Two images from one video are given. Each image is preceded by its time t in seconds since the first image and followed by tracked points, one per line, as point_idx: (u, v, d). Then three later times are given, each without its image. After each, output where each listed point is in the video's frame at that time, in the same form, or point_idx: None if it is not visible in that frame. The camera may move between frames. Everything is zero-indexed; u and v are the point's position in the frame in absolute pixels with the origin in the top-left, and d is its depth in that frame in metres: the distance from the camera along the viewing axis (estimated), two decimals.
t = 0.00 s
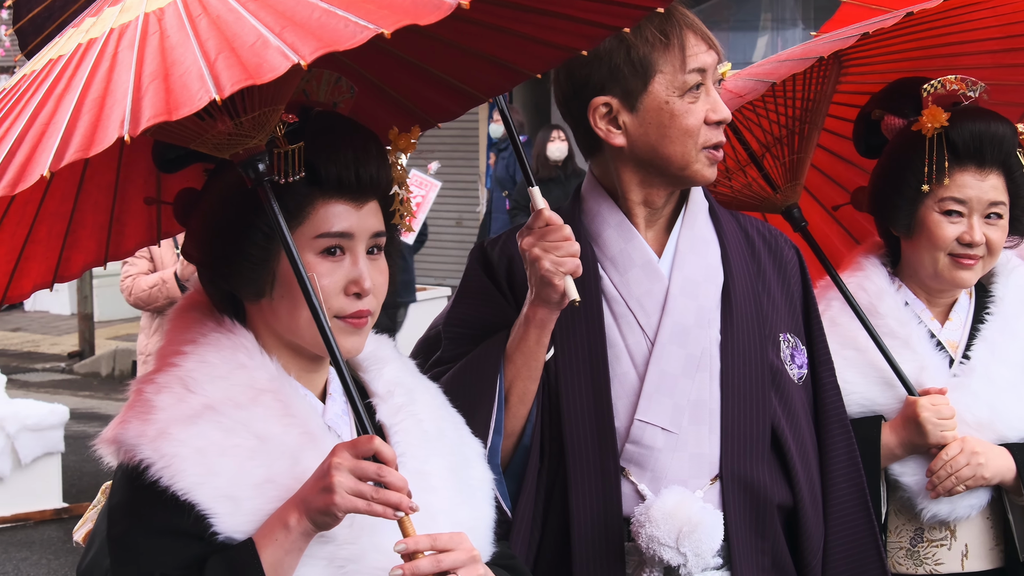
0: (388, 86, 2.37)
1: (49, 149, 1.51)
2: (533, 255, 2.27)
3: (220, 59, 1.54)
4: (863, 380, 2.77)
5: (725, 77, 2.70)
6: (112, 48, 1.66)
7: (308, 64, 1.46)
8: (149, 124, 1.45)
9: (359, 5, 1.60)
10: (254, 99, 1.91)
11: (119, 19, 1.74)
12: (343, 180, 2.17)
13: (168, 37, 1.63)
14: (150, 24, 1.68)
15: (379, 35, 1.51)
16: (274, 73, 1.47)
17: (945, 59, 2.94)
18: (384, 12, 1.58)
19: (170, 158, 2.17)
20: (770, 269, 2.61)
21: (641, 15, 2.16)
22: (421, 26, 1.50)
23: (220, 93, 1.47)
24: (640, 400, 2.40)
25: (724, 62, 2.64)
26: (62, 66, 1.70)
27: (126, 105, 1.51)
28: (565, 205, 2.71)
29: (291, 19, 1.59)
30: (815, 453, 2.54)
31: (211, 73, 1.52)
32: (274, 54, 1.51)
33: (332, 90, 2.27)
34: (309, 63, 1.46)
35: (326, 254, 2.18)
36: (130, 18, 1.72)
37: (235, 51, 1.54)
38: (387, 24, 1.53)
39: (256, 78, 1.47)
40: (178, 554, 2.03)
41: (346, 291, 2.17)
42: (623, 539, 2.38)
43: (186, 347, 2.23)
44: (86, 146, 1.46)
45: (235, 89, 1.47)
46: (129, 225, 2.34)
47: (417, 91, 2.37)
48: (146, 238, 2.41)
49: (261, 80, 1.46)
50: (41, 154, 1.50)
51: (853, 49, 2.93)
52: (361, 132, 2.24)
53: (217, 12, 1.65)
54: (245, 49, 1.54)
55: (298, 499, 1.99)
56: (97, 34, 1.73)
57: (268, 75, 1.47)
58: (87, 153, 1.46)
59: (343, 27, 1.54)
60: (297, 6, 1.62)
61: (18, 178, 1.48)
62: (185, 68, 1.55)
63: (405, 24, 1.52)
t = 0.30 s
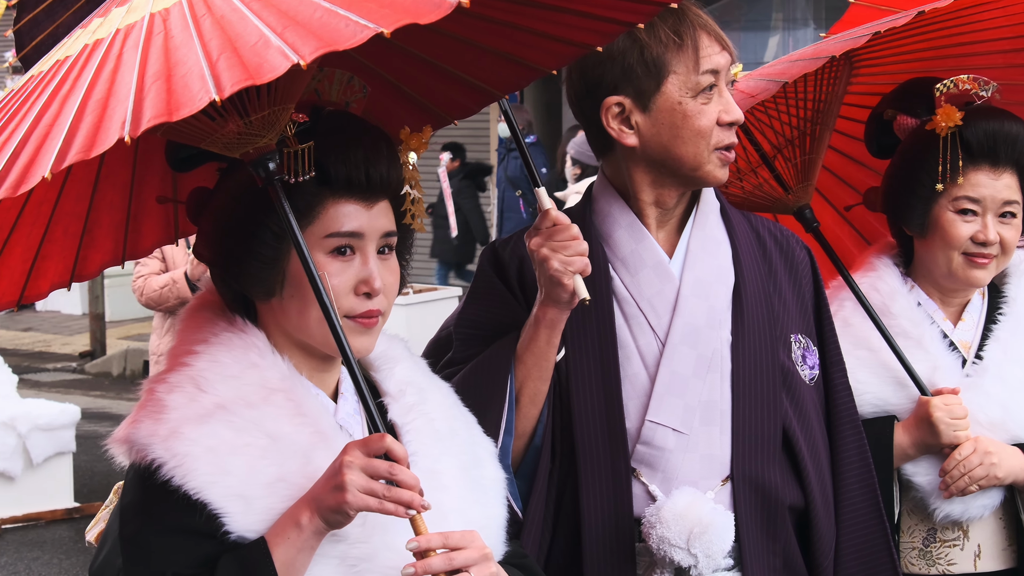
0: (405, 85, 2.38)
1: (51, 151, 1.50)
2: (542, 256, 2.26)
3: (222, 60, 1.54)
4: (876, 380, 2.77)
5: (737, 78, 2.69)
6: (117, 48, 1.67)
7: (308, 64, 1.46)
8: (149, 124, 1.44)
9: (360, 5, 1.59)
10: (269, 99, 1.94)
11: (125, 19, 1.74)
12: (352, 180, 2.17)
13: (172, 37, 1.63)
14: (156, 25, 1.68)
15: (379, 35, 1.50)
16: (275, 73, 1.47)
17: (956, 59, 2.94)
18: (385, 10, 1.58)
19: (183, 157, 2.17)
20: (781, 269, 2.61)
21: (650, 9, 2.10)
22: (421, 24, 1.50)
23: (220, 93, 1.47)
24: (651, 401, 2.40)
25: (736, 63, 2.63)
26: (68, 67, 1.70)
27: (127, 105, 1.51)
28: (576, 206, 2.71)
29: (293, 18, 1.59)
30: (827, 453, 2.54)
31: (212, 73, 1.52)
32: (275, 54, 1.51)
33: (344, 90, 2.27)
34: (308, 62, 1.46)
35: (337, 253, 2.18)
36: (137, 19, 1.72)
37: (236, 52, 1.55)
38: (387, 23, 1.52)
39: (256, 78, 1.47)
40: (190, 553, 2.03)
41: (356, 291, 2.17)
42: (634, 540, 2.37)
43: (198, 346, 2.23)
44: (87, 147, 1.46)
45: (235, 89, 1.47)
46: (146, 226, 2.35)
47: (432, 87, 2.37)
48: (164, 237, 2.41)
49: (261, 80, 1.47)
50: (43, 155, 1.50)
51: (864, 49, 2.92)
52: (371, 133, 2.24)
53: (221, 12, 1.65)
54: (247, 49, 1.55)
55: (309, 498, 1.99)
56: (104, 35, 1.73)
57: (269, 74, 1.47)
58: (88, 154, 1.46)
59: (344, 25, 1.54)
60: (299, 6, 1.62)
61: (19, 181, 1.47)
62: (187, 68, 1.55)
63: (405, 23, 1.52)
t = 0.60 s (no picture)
0: (409, 84, 2.36)
1: (58, 145, 1.50)
2: (551, 256, 2.25)
3: (229, 54, 1.53)
4: (889, 380, 2.75)
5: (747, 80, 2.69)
6: (124, 45, 1.67)
7: (314, 56, 1.46)
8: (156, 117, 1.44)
9: None
10: (273, 98, 1.93)
11: (131, 17, 1.74)
12: (360, 177, 2.17)
13: (179, 33, 1.63)
14: (162, 21, 1.68)
15: (385, 26, 1.51)
16: (282, 65, 1.47)
17: (965, 59, 2.91)
18: (391, 4, 1.59)
19: (191, 158, 2.17)
20: (792, 270, 2.59)
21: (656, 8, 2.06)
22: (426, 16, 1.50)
23: (227, 86, 1.46)
24: (662, 401, 2.39)
25: (745, 64, 2.59)
26: (75, 64, 1.70)
27: (134, 99, 1.51)
28: (585, 206, 2.70)
29: (299, 12, 1.59)
30: (839, 454, 2.52)
31: (219, 67, 1.51)
32: (282, 47, 1.51)
33: (351, 88, 2.27)
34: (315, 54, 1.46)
35: (344, 252, 2.17)
36: (143, 16, 1.72)
37: (243, 46, 1.54)
38: (392, 14, 1.53)
39: (263, 70, 1.47)
40: (199, 553, 2.03)
41: (364, 289, 2.16)
42: (645, 540, 2.36)
43: (206, 346, 2.23)
44: (94, 140, 1.46)
45: (242, 81, 1.47)
46: (153, 228, 2.34)
47: (438, 86, 2.36)
48: (171, 240, 2.40)
49: (268, 73, 1.47)
50: (49, 151, 1.49)
51: (873, 52, 2.91)
52: (377, 131, 2.23)
53: (227, 8, 1.65)
54: (254, 43, 1.55)
55: (318, 497, 1.99)
56: (110, 32, 1.73)
57: (276, 67, 1.47)
58: (95, 148, 1.46)
59: (350, 19, 1.54)
60: None
61: (26, 175, 1.47)
62: (194, 62, 1.54)
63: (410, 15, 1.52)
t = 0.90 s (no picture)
0: (423, 83, 2.36)
1: (63, 145, 1.49)
2: (563, 255, 2.25)
3: (234, 53, 1.53)
4: (900, 379, 2.76)
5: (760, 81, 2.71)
6: (131, 45, 1.66)
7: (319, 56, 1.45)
8: (160, 117, 1.43)
9: None
10: (285, 99, 1.92)
11: (139, 17, 1.74)
12: (370, 176, 2.16)
13: (186, 32, 1.62)
14: (169, 21, 1.67)
15: (390, 25, 1.49)
16: (286, 65, 1.46)
17: (977, 58, 2.91)
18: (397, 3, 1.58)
19: (202, 158, 2.17)
20: (804, 269, 2.59)
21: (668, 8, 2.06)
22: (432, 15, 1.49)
23: (232, 85, 1.46)
24: (674, 401, 2.38)
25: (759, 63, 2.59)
26: (83, 65, 1.70)
27: (139, 99, 1.50)
28: (596, 206, 2.70)
29: (305, 12, 1.58)
30: (850, 453, 2.52)
31: (224, 66, 1.51)
32: (286, 46, 1.50)
33: (362, 87, 2.27)
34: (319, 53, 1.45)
35: (354, 250, 2.16)
36: (150, 16, 1.71)
37: (249, 45, 1.54)
38: (398, 14, 1.52)
39: (268, 70, 1.46)
40: (209, 553, 2.03)
41: (375, 288, 2.15)
42: (657, 540, 2.36)
43: (216, 345, 2.22)
44: (99, 140, 1.45)
45: (247, 81, 1.46)
46: (166, 227, 2.34)
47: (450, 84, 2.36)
48: (185, 239, 2.40)
49: (273, 72, 1.46)
50: (54, 150, 1.49)
51: (885, 49, 2.89)
52: (389, 130, 2.23)
53: (234, 7, 1.64)
54: (259, 43, 1.54)
55: (329, 497, 1.98)
56: (117, 33, 1.73)
57: (280, 66, 1.46)
58: (99, 148, 1.45)
59: (355, 18, 1.53)
60: None
61: (31, 175, 1.46)
62: (199, 62, 1.54)
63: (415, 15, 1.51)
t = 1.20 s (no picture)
0: (435, 81, 2.37)
1: (68, 148, 1.49)
2: (573, 256, 2.24)
3: (239, 56, 1.53)
4: (911, 380, 2.75)
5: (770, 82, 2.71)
6: (137, 46, 1.66)
7: (322, 60, 1.45)
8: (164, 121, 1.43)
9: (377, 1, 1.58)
10: (295, 99, 1.92)
11: (146, 18, 1.73)
12: (380, 177, 2.16)
13: (192, 35, 1.62)
14: (176, 23, 1.67)
15: (394, 29, 1.48)
16: (290, 69, 1.46)
17: (987, 58, 2.91)
18: (402, 6, 1.57)
19: (212, 156, 2.16)
20: (813, 269, 2.59)
21: (682, 7, 2.05)
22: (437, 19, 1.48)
23: (235, 90, 1.45)
24: (683, 401, 2.38)
25: (767, 65, 2.59)
26: (89, 66, 1.70)
27: (144, 102, 1.50)
28: (606, 206, 2.69)
29: (310, 14, 1.58)
30: (860, 454, 2.51)
31: (228, 70, 1.50)
32: (290, 50, 1.50)
33: (374, 88, 2.26)
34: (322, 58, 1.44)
35: (363, 251, 2.16)
36: (157, 17, 1.71)
37: (253, 48, 1.54)
38: (402, 18, 1.50)
39: (271, 74, 1.46)
40: (217, 553, 2.02)
41: (384, 289, 2.15)
42: (667, 540, 2.35)
43: (225, 345, 2.21)
44: (103, 144, 1.45)
45: (250, 85, 1.45)
46: (178, 225, 2.34)
47: (462, 83, 2.36)
48: (197, 236, 2.40)
49: (276, 76, 1.45)
50: (59, 153, 1.48)
51: (895, 49, 2.90)
52: (399, 131, 2.22)
53: (240, 10, 1.64)
54: (264, 46, 1.54)
55: (336, 497, 1.98)
56: (124, 34, 1.73)
57: (284, 70, 1.46)
58: (103, 151, 1.45)
59: (360, 21, 1.52)
60: (317, 2, 1.61)
61: (35, 178, 1.46)
62: (204, 65, 1.54)
63: (420, 19, 1.49)
